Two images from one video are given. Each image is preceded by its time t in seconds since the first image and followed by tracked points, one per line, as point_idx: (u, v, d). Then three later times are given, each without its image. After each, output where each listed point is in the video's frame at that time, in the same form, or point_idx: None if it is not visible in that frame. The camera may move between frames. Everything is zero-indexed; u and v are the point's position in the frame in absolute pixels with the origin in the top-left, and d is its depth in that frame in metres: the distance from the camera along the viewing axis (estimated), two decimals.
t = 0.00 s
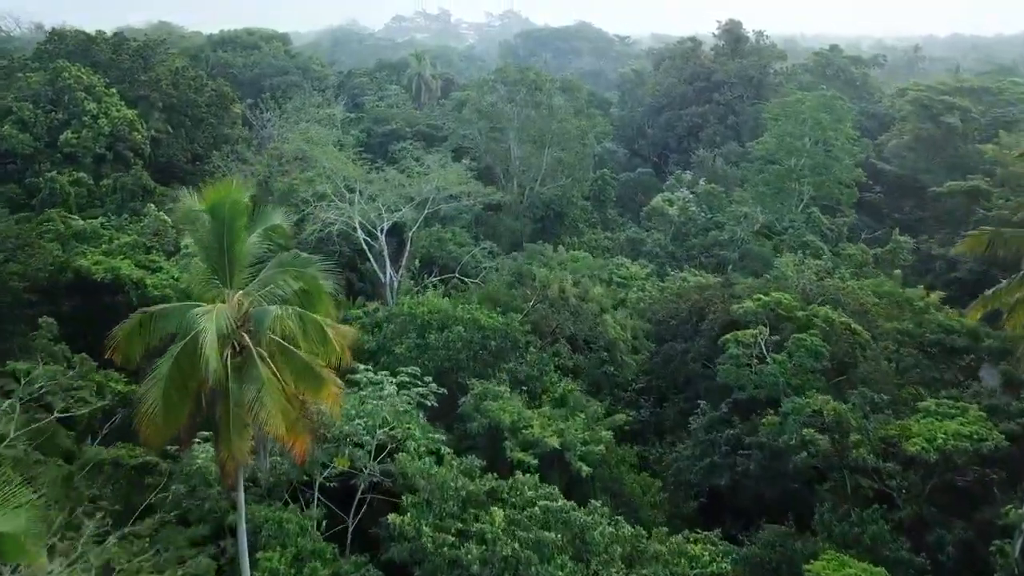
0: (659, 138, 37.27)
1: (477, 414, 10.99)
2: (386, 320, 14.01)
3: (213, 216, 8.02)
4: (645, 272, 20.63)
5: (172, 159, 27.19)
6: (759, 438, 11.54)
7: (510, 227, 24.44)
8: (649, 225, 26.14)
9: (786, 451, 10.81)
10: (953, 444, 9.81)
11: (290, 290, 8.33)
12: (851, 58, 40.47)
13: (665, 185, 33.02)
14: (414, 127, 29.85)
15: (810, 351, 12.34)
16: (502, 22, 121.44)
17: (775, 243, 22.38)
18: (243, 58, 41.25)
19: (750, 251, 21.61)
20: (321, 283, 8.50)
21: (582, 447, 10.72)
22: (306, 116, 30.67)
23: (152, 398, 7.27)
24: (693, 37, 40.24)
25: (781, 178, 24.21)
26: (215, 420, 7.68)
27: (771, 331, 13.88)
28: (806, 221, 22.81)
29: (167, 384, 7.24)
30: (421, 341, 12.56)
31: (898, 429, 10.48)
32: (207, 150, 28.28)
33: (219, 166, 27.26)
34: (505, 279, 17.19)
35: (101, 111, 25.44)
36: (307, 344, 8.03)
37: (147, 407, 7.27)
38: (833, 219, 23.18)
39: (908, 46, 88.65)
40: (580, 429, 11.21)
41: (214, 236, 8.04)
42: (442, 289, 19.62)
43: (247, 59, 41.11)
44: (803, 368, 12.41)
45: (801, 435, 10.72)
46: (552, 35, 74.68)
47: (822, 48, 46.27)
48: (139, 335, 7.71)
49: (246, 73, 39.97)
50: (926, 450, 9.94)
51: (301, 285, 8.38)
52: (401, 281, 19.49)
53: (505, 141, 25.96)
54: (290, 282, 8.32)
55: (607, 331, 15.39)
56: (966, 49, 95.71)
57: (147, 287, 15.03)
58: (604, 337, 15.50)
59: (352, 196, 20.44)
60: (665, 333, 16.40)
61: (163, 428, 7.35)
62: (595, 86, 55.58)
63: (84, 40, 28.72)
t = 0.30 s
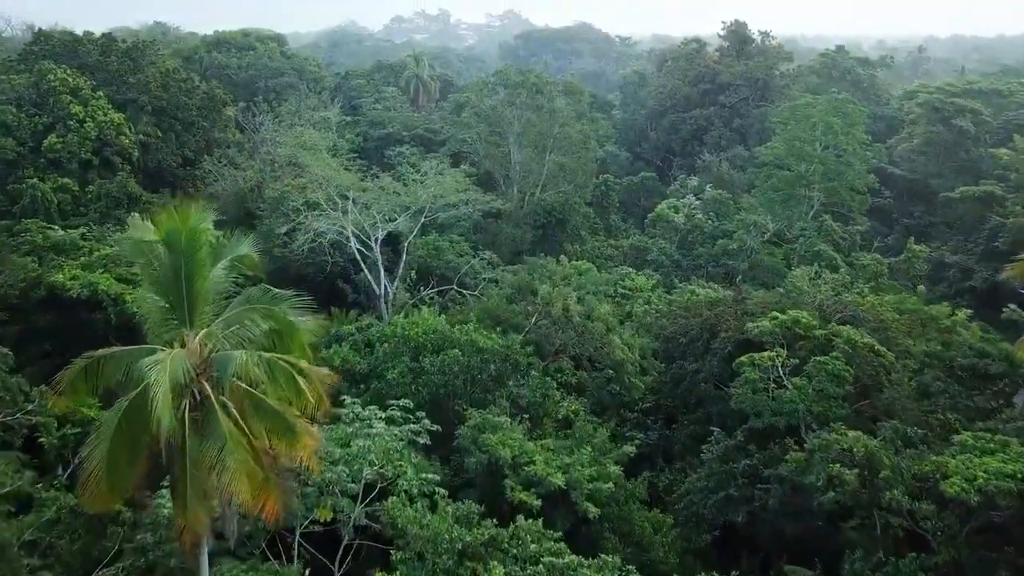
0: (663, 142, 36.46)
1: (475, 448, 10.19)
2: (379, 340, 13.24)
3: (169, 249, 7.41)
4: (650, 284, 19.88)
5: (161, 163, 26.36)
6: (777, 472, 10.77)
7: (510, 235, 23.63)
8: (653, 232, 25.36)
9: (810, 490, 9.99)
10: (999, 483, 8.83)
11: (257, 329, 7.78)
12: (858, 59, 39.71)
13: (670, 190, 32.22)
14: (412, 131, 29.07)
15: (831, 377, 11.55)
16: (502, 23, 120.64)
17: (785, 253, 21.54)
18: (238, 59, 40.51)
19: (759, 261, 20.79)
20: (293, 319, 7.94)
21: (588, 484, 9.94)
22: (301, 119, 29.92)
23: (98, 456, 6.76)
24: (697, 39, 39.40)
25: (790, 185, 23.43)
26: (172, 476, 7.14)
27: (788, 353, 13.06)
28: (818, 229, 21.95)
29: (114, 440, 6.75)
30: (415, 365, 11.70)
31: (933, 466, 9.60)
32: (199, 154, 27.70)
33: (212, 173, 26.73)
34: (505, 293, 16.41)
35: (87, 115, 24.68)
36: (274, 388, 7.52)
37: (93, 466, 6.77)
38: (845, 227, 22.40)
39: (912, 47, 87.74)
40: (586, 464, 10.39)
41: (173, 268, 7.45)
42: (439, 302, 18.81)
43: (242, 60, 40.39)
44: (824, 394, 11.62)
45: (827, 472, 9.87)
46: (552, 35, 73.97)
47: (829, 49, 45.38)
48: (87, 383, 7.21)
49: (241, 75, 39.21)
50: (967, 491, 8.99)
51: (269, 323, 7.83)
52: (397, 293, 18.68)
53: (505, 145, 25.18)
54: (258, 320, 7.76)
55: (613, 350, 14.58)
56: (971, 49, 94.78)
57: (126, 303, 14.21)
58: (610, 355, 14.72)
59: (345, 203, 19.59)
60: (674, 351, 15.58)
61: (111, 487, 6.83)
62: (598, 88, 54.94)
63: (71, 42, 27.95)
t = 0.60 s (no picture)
0: (666, 145, 35.61)
1: (473, 487, 9.33)
2: (371, 362, 12.39)
3: (109, 295, 7.26)
4: (656, 297, 19.03)
5: (150, 168, 25.66)
6: (801, 512, 9.92)
7: (511, 244, 22.75)
8: (658, 239, 24.50)
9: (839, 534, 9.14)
10: None
11: (216, 383, 7.77)
12: (866, 62, 38.88)
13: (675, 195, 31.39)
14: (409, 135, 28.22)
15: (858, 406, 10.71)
16: (502, 23, 119.68)
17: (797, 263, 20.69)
18: (233, 61, 39.63)
19: (771, 272, 19.93)
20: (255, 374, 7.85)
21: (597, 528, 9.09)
22: (296, 123, 29.08)
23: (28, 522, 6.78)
24: (701, 40, 38.52)
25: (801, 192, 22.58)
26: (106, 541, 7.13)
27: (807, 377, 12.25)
28: (831, 238, 21.10)
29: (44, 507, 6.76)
30: (408, 393, 10.84)
31: (976, 510, 8.76)
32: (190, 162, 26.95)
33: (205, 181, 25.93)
34: (505, 310, 15.56)
35: (72, 118, 23.74)
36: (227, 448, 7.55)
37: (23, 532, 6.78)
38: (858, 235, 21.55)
39: (916, 47, 86.87)
40: (593, 505, 9.55)
41: (114, 319, 7.36)
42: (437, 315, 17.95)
43: (236, 61, 39.51)
44: (849, 423, 10.78)
45: (859, 516, 9.02)
46: (552, 36, 73.12)
47: (835, 50, 44.50)
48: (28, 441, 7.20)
49: (236, 77, 38.33)
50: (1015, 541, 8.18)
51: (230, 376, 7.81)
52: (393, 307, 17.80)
53: (505, 150, 24.34)
54: (216, 375, 7.75)
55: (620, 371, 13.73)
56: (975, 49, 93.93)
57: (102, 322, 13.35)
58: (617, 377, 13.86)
59: (338, 212, 18.70)
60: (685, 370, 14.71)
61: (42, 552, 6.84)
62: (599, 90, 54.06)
63: (57, 43, 27.07)
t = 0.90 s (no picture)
0: (670, 149, 34.75)
1: (473, 538, 8.48)
2: (361, 390, 11.51)
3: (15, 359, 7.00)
4: (664, 312, 18.20)
5: (137, 174, 24.89)
6: (831, 560, 9.06)
7: (511, 253, 21.90)
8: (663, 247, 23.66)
9: None
10: None
11: (153, 462, 7.48)
12: (874, 63, 38.13)
13: (680, 201, 30.54)
14: (405, 139, 27.32)
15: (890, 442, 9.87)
16: (502, 23, 118.68)
17: (810, 274, 19.84)
18: (227, 62, 38.77)
19: (783, 284, 19.08)
20: (195, 448, 7.45)
21: None
22: (290, 128, 28.27)
23: None
24: (706, 41, 37.65)
25: (813, 199, 21.75)
26: None
27: (831, 404, 11.36)
28: (845, 248, 20.25)
29: None
30: (400, 426, 10.01)
31: None
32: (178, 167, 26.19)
33: (193, 185, 25.16)
34: (506, 328, 14.70)
35: (56, 123, 22.89)
36: (160, 540, 7.26)
37: None
38: (872, 244, 20.71)
39: (921, 47, 86.05)
40: (602, 555, 8.73)
41: (24, 384, 7.07)
42: (435, 331, 17.10)
43: (230, 63, 38.67)
44: (880, 459, 9.93)
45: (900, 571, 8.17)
46: (552, 36, 72.36)
47: (842, 51, 43.64)
48: None
49: (230, 79, 37.48)
50: None
51: (168, 455, 7.48)
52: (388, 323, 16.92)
53: (505, 155, 23.49)
54: (151, 454, 7.46)
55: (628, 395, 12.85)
56: (981, 49, 93.12)
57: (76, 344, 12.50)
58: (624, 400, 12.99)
59: (329, 223, 17.73)
60: (697, 392, 13.80)
61: None
62: (600, 91, 53.38)
63: (42, 44, 26.19)
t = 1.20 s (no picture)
0: (674, 152, 33.93)
1: None
2: (349, 421, 10.67)
3: None
4: (672, 327, 17.38)
5: (124, 180, 24.02)
6: None
7: (512, 263, 21.03)
8: (669, 256, 22.82)
9: None
10: None
11: None
12: (882, 65, 37.31)
13: (685, 207, 29.71)
14: (402, 143, 26.47)
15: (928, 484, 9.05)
16: (502, 24, 117.81)
17: (823, 286, 19.01)
18: (221, 63, 37.93)
19: (798, 297, 18.24)
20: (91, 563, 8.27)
21: None
22: (283, 132, 27.43)
23: None
24: (711, 42, 36.80)
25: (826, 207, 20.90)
26: None
27: (857, 436, 10.54)
28: (860, 258, 19.41)
29: None
30: (390, 466, 9.19)
31: None
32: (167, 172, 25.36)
33: (183, 192, 24.32)
34: (506, 347, 13.86)
35: (38, 127, 22.05)
36: None
37: None
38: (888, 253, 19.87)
39: (926, 48, 85.22)
40: None
41: None
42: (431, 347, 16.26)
43: (224, 64, 37.84)
44: (917, 503, 9.08)
45: None
46: (552, 36, 71.54)
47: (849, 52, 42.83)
48: None
49: (224, 80, 36.65)
50: None
51: None
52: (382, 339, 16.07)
53: (505, 160, 22.65)
54: None
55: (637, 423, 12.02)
56: (986, 50, 92.27)
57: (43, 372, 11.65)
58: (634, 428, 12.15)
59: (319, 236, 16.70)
60: (710, 417, 12.97)
61: None
62: (602, 93, 52.57)
63: (26, 46, 25.35)
